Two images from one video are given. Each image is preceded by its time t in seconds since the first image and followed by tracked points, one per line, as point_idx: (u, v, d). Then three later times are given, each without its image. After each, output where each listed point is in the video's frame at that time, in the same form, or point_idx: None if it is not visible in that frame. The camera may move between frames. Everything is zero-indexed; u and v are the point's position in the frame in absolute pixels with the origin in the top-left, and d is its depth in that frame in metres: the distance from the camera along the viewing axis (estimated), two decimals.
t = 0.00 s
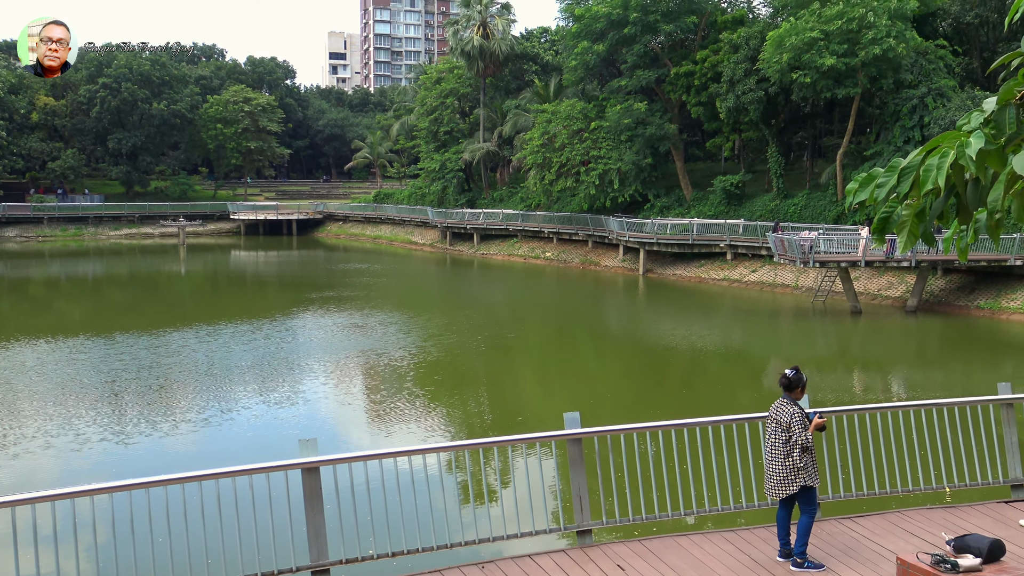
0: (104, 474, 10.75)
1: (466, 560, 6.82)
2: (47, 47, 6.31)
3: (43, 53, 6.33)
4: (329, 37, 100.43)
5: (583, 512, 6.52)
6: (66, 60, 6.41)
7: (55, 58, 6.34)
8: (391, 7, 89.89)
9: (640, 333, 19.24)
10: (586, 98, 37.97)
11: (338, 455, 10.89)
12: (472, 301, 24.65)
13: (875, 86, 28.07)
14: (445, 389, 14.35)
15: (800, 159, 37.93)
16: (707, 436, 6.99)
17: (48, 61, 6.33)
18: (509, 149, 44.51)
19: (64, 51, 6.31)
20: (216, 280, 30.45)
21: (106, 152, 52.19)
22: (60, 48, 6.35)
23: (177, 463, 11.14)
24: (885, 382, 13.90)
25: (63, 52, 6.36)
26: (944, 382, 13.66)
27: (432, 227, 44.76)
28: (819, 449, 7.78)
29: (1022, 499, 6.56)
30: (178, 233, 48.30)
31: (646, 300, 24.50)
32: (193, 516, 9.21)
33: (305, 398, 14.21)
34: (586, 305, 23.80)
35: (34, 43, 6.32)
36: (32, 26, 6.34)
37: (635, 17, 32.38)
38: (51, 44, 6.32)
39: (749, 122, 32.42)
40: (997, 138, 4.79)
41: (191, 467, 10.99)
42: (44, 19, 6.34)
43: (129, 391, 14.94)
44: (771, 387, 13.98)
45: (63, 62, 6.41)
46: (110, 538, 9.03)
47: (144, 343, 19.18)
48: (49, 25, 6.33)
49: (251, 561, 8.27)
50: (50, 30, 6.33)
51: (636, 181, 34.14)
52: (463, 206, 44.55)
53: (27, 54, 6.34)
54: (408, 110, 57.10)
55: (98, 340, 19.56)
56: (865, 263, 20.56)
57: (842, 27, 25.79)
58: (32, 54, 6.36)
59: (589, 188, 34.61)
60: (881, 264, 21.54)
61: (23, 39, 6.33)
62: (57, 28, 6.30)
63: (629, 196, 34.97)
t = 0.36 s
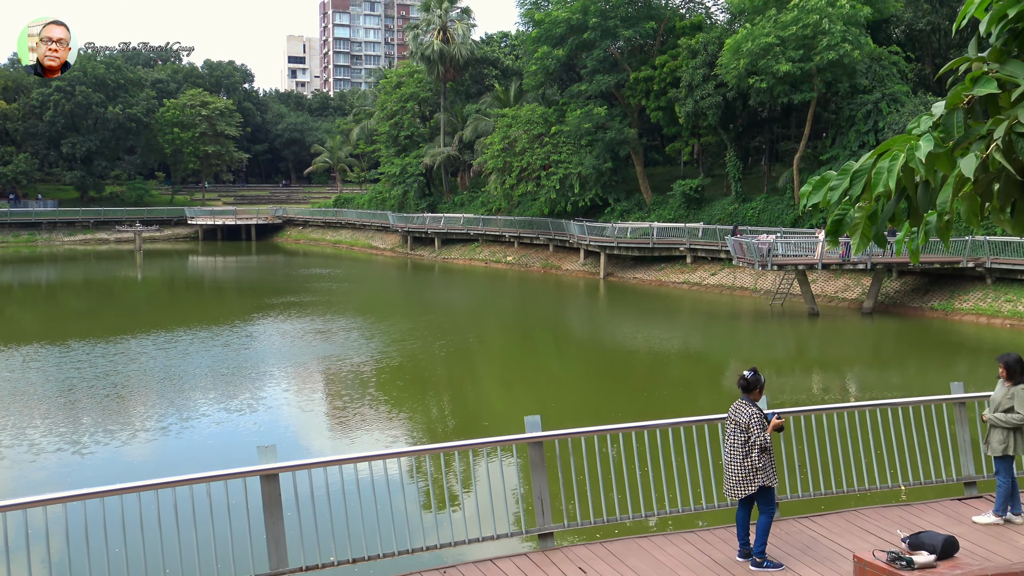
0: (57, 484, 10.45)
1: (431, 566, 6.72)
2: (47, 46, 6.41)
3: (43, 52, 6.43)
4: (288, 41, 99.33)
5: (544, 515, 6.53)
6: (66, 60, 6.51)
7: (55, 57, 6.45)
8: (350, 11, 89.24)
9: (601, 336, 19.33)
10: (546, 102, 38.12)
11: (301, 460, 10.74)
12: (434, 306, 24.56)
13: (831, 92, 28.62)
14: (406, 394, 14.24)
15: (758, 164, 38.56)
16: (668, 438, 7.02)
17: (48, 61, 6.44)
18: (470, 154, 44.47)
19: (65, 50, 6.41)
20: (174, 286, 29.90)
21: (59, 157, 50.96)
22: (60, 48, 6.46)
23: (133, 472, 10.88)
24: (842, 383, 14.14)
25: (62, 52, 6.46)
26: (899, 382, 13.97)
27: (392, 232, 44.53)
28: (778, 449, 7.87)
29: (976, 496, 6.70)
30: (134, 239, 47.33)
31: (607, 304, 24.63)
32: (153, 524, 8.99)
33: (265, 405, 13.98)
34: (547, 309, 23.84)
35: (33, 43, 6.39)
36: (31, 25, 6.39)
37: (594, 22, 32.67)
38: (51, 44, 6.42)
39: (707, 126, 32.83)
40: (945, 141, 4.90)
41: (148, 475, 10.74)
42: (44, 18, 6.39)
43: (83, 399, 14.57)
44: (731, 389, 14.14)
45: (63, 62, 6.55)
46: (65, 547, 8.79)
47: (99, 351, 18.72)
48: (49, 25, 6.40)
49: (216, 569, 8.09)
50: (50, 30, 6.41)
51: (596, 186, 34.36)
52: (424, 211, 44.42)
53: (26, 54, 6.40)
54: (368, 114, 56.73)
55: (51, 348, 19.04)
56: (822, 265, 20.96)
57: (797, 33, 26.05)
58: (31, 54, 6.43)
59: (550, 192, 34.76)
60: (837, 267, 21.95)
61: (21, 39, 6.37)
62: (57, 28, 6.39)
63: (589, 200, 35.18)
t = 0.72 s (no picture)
0: (13, 491, 10.19)
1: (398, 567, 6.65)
2: (48, 46, 7.26)
3: (43, 52, 7.27)
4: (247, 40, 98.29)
5: (508, 513, 6.56)
6: (66, 59, 7.35)
7: (55, 56, 7.30)
8: (310, 10, 88.51)
9: (567, 334, 19.38)
10: (508, 101, 38.19)
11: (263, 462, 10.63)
12: (399, 306, 24.42)
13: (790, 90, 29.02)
14: (372, 395, 14.14)
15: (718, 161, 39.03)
16: (633, 433, 7.05)
17: (49, 60, 7.29)
18: (433, 153, 44.37)
19: (64, 50, 7.27)
20: (134, 288, 29.40)
21: (14, 158, 49.86)
22: (59, 47, 7.31)
23: (93, 478, 10.66)
24: (804, 378, 14.35)
25: (62, 51, 7.32)
26: (859, 376, 14.21)
27: (355, 232, 44.29)
28: (739, 443, 7.94)
29: (933, 486, 6.81)
30: (92, 241, 46.44)
31: (571, 302, 24.70)
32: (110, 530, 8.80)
33: (229, 407, 13.81)
34: (512, 308, 23.85)
35: (34, 43, 7.24)
36: (32, 26, 7.23)
37: (555, 21, 32.81)
38: (51, 44, 7.27)
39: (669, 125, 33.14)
40: (897, 137, 5.00)
41: (108, 480, 10.53)
42: (44, 20, 7.25)
43: (42, 405, 14.24)
44: (694, 385, 14.28)
45: (61, 62, 7.37)
46: (20, 556, 8.56)
47: (57, 355, 18.30)
48: (49, 25, 7.24)
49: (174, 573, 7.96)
50: (50, 30, 7.24)
51: (559, 184, 34.47)
52: (387, 211, 44.21)
53: (27, 54, 7.28)
54: (329, 114, 56.37)
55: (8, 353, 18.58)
56: (783, 261, 21.23)
57: (755, 32, 26.43)
58: (32, 54, 7.30)
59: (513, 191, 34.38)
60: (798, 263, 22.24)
61: (23, 38, 7.23)
62: (57, 29, 7.23)
63: (553, 199, 35.27)
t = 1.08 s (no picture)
0: None
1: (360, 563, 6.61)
2: (48, 46, 6.98)
3: (43, 52, 6.99)
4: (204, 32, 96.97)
5: (469, 507, 6.57)
6: (65, 59, 7.07)
7: (55, 56, 7.01)
8: (269, 2, 87.58)
9: (529, 329, 19.41)
10: (469, 95, 38.20)
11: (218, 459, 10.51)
12: (361, 302, 24.24)
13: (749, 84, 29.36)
14: (333, 391, 14.05)
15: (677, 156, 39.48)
16: (592, 426, 7.08)
17: (49, 60, 7.00)
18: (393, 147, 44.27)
19: (64, 50, 6.98)
20: (88, 285, 28.86)
21: None
22: (59, 48, 7.03)
23: (46, 479, 10.45)
24: (763, 369, 14.54)
25: (62, 51, 7.03)
26: (817, 367, 14.43)
27: (315, 228, 43.97)
28: (699, 435, 8.02)
29: (889, 475, 6.93)
30: (45, 237, 45.52)
31: (532, 296, 24.74)
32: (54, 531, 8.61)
33: (188, 405, 13.65)
34: (474, 302, 23.82)
35: (34, 43, 6.96)
36: (32, 26, 6.96)
37: (515, 15, 32.98)
38: (51, 44, 6.99)
39: (630, 119, 33.44)
40: (848, 131, 5.06)
41: (61, 480, 10.34)
42: (44, 20, 6.97)
43: None
44: (654, 377, 14.40)
45: (62, 61, 7.10)
46: None
47: (10, 354, 17.88)
48: (48, 26, 6.96)
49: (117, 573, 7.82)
50: (50, 30, 6.97)
51: (520, 178, 34.54)
52: (347, 205, 44.00)
53: (26, 53, 7.00)
54: (289, 108, 55.98)
55: None
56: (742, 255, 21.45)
57: (714, 26, 26.68)
58: (31, 53, 7.03)
59: (474, 185, 34.34)
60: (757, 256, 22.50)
61: (22, 39, 6.96)
62: (57, 29, 6.96)
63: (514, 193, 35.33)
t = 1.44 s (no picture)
0: None
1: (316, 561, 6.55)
2: (48, 46, 5.36)
3: (43, 53, 5.38)
4: (158, 23, 95.47)
5: (427, 504, 6.54)
6: (68, 61, 5.47)
7: (57, 58, 5.40)
8: None
9: (489, 325, 19.41)
10: (428, 90, 38.12)
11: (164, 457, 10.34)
12: (319, 298, 24.02)
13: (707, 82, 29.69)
14: (292, 388, 13.93)
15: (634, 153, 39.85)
16: (551, 423, 7.10)
17: (48, 62, 5.39)
18: (351, 142, 44.20)
19: (69, 51, 5.35)
20: (38, 281, 28.17)
21: None
22: (61, 48, 5.40)
23: None
24: (719, 365, 14.73)
25: (65, 52, 5.41)
26: (773, 363, 14.63)
27: (273, 223, 43.87)
28: (655, 430, 8.08)
29: (840, 469, 7.04)
30: None
31: (491, 293, 24.74)
32: None
33: (143, 403, 13.40)
34: (433, 299, 23.77)
35: (33, 43, 5.37)
36: (30, 23, 5.37)
37: (475, 10, 33.18)
38: (52, 43, 5.37)
39: (589, 116, 33.86)
40: (800, 130, 5.06)
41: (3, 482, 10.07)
42: (44, 16, 5.37)
43: None
44: (612, 373, 14.53)
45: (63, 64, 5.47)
46: None
47: None
48: (49, 23, 5.37)
49: None
50: (51, 28, 5.37)
51: (480, 174, 34.78)
52: (306, 200, 43.87)
53: (25, 55, 5.39)
54: (246, 102, 55.43)
55: None
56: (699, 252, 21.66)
57: (674, 23, 26.90)
58: (30, 55, 5.41)
59: (433, 181, 34.60)
60: (715, 253, 22.76)
61: (20, 38, 5.37)
62: (60, 26, 5.34)
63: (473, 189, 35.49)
